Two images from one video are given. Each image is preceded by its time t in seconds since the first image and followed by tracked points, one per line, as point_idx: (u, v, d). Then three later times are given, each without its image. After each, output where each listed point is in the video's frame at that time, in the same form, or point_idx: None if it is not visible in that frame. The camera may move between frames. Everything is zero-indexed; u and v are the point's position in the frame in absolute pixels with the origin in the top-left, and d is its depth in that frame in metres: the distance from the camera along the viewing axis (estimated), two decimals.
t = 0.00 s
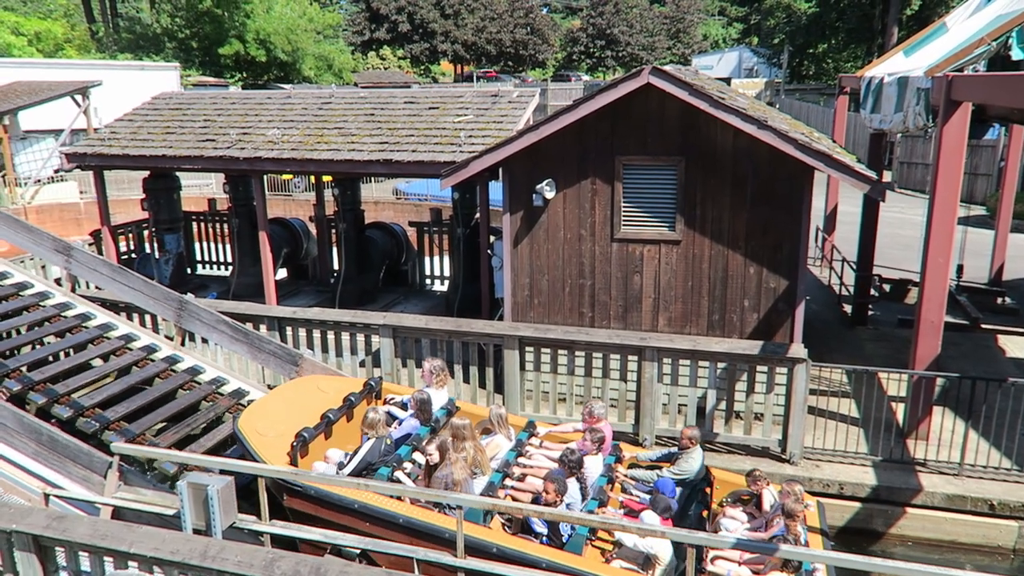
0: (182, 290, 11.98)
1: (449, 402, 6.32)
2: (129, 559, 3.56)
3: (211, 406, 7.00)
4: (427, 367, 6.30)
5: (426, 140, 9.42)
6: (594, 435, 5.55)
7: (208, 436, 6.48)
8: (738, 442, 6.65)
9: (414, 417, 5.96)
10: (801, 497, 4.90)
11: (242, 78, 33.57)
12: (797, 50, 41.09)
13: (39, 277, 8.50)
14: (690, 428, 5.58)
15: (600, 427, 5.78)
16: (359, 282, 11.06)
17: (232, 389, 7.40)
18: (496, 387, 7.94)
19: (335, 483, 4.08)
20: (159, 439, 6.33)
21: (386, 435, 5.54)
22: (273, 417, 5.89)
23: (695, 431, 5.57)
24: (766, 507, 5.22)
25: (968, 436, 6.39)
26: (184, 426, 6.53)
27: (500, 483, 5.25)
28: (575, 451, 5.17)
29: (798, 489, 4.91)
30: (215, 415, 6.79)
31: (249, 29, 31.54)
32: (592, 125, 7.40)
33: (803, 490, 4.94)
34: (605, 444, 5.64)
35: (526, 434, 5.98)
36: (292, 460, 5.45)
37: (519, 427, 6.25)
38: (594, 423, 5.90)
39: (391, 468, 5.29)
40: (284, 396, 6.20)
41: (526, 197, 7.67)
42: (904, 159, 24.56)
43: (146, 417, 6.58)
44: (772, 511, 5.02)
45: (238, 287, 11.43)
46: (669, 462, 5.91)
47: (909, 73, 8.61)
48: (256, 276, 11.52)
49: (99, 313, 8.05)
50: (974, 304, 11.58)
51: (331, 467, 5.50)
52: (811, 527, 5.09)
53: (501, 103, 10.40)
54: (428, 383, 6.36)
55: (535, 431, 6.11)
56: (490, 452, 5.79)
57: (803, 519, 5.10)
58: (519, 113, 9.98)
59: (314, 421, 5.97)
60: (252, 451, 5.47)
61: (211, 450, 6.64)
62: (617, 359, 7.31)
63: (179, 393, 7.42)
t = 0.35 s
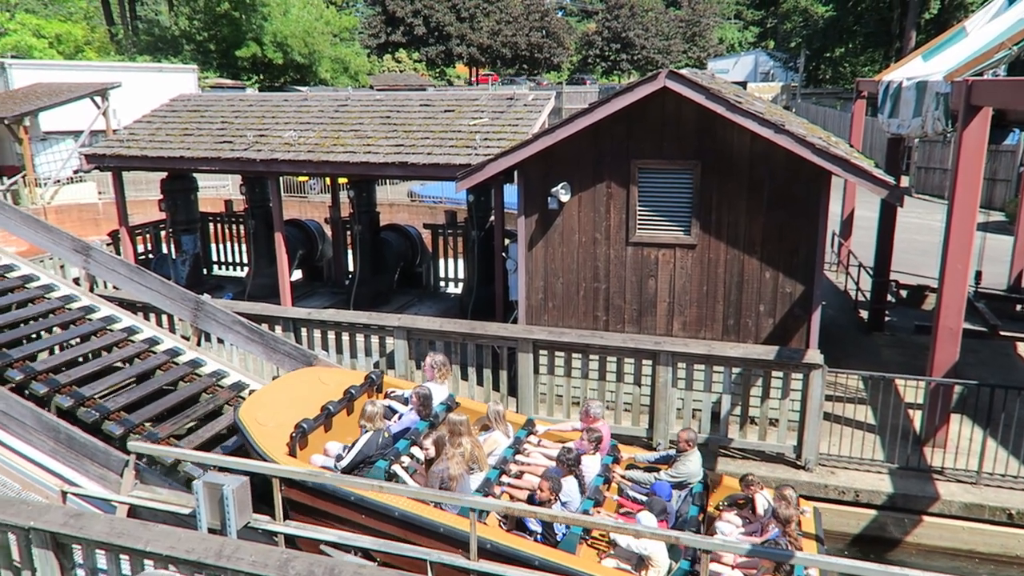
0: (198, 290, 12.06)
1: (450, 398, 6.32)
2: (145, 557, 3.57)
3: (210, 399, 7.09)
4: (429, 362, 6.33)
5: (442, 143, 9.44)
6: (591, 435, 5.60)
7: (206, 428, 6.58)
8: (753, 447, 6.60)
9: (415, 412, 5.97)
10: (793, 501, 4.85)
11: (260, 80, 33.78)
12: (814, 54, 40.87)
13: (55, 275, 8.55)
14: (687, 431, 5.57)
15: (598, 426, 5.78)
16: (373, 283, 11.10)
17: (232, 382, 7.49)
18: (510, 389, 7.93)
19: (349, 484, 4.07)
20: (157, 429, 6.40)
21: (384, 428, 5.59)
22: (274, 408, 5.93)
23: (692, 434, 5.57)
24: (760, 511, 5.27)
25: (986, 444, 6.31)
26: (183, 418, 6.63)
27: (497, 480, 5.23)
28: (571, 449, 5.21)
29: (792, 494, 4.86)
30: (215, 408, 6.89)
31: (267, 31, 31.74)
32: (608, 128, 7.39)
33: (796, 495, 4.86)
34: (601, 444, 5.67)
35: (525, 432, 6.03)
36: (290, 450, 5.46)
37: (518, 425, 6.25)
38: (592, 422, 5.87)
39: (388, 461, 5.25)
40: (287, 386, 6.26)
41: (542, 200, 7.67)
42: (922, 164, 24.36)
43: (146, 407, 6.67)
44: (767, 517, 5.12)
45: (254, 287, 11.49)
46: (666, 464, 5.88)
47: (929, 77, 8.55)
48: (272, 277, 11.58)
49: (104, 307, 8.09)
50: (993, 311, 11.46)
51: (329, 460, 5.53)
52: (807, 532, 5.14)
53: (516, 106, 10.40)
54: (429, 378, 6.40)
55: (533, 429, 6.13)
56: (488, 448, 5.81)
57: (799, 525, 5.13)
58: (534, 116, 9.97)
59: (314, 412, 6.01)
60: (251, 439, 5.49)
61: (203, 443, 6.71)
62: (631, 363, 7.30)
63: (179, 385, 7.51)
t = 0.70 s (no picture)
0: (216, 292, 12.15)
1: (448, 395, 6.38)
2: (163, 556, 3.58)
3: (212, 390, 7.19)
4: (431, 358, 6.40)
5: (459, 146, 9.46)
6: (586, 435, 5.62)
7: (207, 419, 6.68)
8: (770, 453, 6.55)
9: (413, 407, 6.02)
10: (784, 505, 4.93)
11: (278, 83, 34.01)
12: (832, 57, 40.62)
13: (74, 275, 8.63)
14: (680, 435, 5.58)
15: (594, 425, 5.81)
16: (390, 285, 11.13)
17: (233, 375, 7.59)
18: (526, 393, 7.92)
19: (366, 487, 4.06)
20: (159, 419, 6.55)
21: (382, 422, 5.66)
22: (273, 398, 5.93)
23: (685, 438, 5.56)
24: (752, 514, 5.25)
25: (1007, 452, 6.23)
26: (185, 409, 6.73)
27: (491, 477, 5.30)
28: (568, 448, 5.19)
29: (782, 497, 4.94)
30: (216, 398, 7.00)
31: (285, 35, 31.98)
32: (625, 132, 7.38)
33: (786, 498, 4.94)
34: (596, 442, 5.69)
35: (522, 430, 6.05)
36: (288, 442, 5.44)
37: (516, 422, 6.37)
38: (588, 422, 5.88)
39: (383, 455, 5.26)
40: (291, 378, 6.28)
41: (558, 203, 7.67)
42: (942, 168, 24.12)
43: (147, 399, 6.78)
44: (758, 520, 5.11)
45: (271, 289, 11.56)
46: (661, 466, 5.96)
47: (950, 81, 8.47)
48: (289, 279, 11.64)
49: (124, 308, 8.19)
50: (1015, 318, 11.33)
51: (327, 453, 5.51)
52: (800, 536, 5.12)
53: (534, 110, 10.40)
54: (428, 374, 6.45)
55: (531, 428, 6.17)
56: (484, 445, 5.83)
57: (790, 529, 5.12)
58: (552, 120, 9.97)
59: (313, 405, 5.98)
60: (250, 430, 5.54)
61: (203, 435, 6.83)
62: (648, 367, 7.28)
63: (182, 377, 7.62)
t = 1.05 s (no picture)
0: (235, 292, 12.24)
1: (449, 390, 6.39)
2: (181, 555, 3.60)
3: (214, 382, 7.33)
4: (432, 354, 6.51)
5: (477, 149, 9.49)
6: (583, 434, 5.59)
7: (208, 410, 6.83)
8: (788, 460, 6.51)
9: (412, 401, 6.02)
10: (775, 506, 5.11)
11: (297, 85, 34.22)
12: (853, 61, 40.33)
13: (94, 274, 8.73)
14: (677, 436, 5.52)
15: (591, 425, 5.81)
16: (407, 287, 11.17)
17: (236, 367, 7.72)
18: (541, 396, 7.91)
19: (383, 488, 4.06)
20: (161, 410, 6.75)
21: (381, 416, 5.67)
22: (274, 389, 5.99)
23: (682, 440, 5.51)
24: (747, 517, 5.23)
25: None
26: (187, 401, 6.89)
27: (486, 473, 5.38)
28: (564, 447, 5.20)
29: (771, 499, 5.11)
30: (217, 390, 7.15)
31: (305, 38, 32.22)
32: (643, 135, 7.37)
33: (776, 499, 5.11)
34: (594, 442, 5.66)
35: (520, 427, 6.05)
36: (287, 432, 5.52)
37: (514, 420, 6.31)
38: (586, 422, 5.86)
39: (381, 448, 5.39)
40: (294, 370, 6.31)
41: (576, 207, 7.66)
42: (964, 174, 23.85)
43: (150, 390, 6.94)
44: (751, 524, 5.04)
45: (289, 290, 11.64)
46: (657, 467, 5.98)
47: (973, 86, 8.39)
48: (307, 281, 11.71)
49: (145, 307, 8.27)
50: None
51: (326, 444, 5.58)
52: (793, 542, 5.08)
53: (552, 113, 10.40)
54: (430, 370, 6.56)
55: (530, 425, 6.19)
56: (482, 442, 5.82)
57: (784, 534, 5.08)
58: (570, 123, 9.96)
59: (314, 396, 6.07)
60: (251, 419, 5.57)
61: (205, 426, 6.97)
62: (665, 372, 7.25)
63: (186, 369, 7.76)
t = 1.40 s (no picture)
0: (249, 295, 12.31)
1: (447, 387, 6.44)
2: (195, 556, 3.61)
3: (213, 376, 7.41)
4: (429, 350, 6.47)
5: (490, 153, 9.50)
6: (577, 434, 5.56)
7: (207, 402, 6.89)
8: (802, 466, 6.46)
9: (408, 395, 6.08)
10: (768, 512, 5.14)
11: (312, 89, 34.42)
12: (868, 65, 40.13)
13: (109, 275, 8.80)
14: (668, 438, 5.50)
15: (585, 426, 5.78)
16: (420, 290, 11.18)
17: (235, 361, 7.81)
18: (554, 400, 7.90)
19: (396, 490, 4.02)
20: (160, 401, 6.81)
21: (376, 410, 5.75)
22: (270, 379, 6.04)
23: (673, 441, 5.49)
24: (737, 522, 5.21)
25: None
26: (185, 393, 6.96)
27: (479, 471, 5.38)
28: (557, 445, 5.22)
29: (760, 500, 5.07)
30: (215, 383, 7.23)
31: (320, 42, 32.42)
32: (658, 139, 7.35)
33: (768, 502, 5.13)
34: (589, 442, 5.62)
35: (515, 426, 6.09)
36: (284, 424, 5.59)
37: (510, 417, 6.33)
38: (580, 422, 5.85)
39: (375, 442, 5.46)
40: (292, 360, 6.36)
41: (590, 211, 7.65)
42: (981, 179, 23.66)
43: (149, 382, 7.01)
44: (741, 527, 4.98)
45: (303, 293, 11.69)
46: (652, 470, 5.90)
47: (991, 90, 8.33)
48: (320, 283, 11.76)
49: (158, 308, 8.36)
50: None
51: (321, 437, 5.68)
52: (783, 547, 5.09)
53: (566, 117, 10.39)
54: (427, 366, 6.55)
55: (524, 424, 6.20)
56: (476, 439, 5.88)
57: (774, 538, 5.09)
58: (583, 127, 9.96)
59: (312, 388, 6.10)
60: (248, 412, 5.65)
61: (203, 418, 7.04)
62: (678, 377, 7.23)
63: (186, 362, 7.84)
